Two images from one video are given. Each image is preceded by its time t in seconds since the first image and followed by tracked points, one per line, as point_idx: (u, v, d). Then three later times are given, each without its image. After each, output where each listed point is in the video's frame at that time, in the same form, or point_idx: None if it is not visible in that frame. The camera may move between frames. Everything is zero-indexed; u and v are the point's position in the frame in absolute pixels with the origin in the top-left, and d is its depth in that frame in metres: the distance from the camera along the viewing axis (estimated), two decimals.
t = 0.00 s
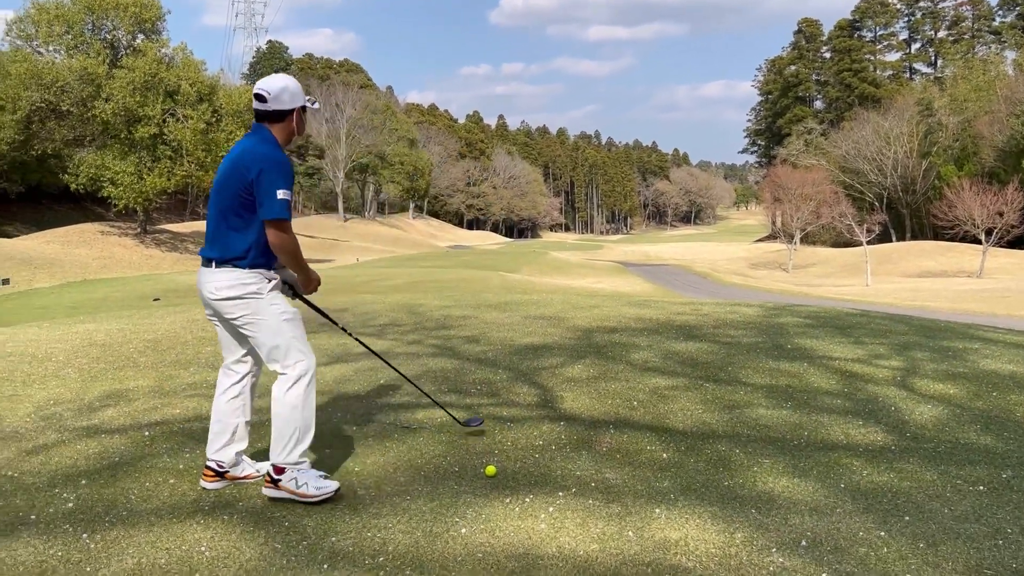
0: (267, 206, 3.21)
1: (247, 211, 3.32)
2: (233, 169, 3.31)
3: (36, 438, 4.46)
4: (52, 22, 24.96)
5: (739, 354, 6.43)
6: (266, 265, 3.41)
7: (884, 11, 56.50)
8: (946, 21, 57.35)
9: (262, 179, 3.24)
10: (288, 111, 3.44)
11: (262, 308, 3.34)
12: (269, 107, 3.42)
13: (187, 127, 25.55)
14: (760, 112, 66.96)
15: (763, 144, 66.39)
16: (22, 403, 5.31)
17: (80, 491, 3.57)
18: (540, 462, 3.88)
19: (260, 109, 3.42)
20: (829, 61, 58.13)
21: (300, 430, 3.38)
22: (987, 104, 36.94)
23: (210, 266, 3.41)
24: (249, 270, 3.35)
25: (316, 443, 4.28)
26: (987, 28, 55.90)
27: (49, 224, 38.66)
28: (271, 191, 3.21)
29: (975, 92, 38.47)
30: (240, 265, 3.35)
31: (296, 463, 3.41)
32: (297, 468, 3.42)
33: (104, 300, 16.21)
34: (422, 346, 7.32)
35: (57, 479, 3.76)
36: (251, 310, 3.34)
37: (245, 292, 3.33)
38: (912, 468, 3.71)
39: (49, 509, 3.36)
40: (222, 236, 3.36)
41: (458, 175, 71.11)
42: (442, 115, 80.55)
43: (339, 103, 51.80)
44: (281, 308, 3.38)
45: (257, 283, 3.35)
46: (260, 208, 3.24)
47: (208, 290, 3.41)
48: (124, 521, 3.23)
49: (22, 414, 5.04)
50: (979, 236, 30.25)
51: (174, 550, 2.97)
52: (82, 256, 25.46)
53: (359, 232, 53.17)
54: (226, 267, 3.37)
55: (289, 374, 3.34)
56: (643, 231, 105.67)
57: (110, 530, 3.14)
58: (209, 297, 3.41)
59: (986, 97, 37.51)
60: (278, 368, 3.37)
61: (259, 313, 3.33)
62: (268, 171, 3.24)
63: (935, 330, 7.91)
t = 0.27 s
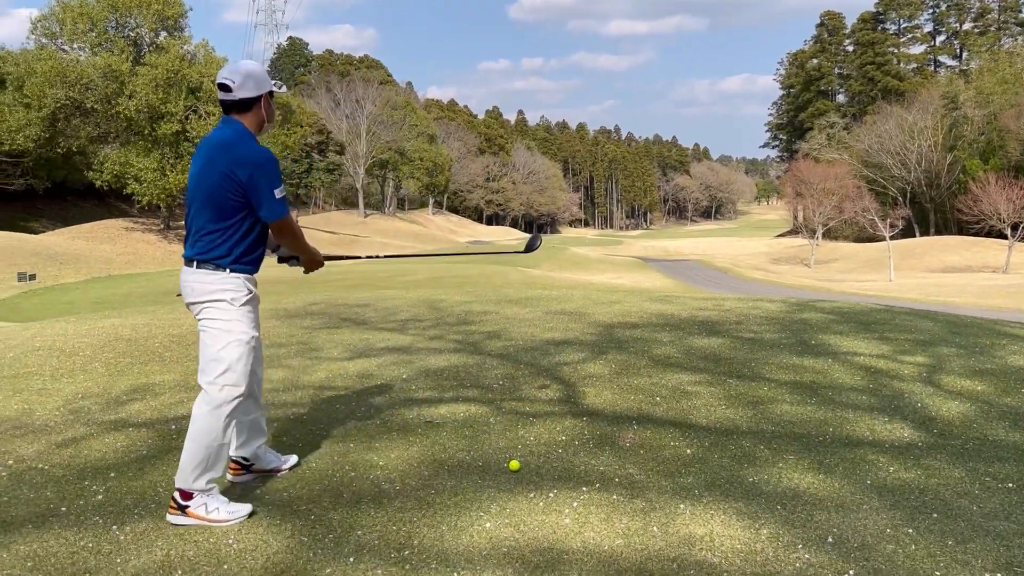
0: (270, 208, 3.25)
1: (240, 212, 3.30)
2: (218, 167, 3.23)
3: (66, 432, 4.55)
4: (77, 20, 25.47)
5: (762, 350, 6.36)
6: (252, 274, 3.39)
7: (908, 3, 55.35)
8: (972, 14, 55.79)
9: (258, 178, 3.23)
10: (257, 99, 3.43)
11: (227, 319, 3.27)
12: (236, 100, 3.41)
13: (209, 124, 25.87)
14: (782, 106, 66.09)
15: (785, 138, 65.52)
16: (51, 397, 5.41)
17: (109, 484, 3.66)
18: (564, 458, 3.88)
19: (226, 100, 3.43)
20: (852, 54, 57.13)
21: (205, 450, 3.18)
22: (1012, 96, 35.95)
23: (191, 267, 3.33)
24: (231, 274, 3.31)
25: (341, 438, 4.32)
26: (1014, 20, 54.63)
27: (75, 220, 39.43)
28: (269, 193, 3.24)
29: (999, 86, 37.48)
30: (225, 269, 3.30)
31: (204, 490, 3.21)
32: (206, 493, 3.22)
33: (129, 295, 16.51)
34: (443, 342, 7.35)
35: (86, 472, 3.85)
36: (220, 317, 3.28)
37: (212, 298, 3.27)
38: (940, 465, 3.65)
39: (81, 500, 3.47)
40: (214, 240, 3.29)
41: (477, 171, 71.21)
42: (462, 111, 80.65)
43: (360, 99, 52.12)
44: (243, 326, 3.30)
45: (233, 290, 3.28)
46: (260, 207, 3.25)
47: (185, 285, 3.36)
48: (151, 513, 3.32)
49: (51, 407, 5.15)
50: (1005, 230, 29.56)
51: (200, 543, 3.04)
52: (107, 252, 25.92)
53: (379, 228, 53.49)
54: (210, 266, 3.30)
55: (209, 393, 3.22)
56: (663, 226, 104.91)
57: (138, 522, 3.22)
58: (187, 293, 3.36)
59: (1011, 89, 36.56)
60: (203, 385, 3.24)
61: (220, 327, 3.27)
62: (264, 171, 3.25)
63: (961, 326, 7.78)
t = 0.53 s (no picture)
0: (247, 200, 3.22)
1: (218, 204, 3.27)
2: (193, 161, 3.20)
3: (88, 426, 4.59)
4: (98, 18, 25.95)
5: (781, 347, 6.30)
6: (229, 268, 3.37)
7: None
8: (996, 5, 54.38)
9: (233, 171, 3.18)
10: (231, 89, 3.34)
11: (200, 317, 3.25)
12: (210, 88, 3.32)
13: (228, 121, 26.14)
14: (801, 100, 65.22)
15: (805, 133, 64.66)
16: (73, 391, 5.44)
17: (130, 478, 3.71)
18: (582, 455, 3.88)
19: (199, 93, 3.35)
20: (873, 47, 56.18)
21: (211, 448, 3.23)
22: None
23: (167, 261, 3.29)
24: (206, 269, 3.28)
25: (359, 433, 4.34)
26: None
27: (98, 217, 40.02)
28: (243, 186, 3.20)
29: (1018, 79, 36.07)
30: (199, 263, 3.26)
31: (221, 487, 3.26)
32: (223, 492, 3.26)
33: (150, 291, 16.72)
34: (460, 338, 7.34)
35: (109, 466, 3.90)
36: (193, 313, 3.26)
37: (187, 295, 3.25)
38: (962, 463, 3.58)
39: (104, 494, 3.51)
40: (190, 234, 3.25)
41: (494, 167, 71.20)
42: (479, 107, 80.62)
43: (377, 95, 52.32)
44: (220, 323, 3.29)
45: (208, 287, 3.25)
46: (237, 200, 3.23)
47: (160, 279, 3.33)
48: (172, 509, 3.36)
49: (74, 401, 5.15)
50: None
51: (221, 538, 3.07)
52: (128, 249, 26.28)
53: (395, 224, 53.69)
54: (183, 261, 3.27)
55: (193, 396, 3.22)
56: (681, 222, 104.10)
57: (160, 516, 3.28)
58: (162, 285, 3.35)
59: None
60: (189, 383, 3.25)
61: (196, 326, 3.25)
62: (239, 162, 3.20)
63: (985, 323, 7.62)
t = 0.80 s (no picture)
0: (220, 203, 3.14)
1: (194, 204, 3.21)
2: (174, 159, 3.15)
3: (105, 422, 4.59)
4: (115, 19, 26.37)
5: (795, 345, 6.24)
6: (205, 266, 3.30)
7: None
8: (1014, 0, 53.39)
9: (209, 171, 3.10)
10: (222, 92, 3.27)
11: (178, 312, 3.17)
12: (204, 91, 3.27)
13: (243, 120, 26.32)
14: (816, 97, 64.57)
15: (820, 131, 64.01)
16: (90, 388, 5.45)
17: (147, 474, 3.72)
18: (594, 451, 3.87)
19: (194, 92, 3.30)
20: (889, 44, 55.55)
21: (202, 440, 3.18)
22: None
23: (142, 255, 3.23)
24: (180, 263, 3.20)
25: (374, 430, 4.35)
26: None
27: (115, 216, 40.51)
28: (220, 188, 3.12)
29: None
30: (173, 258, 3.19)
31: (229, 481, 3.24)
32: (229, 485, 3.24)
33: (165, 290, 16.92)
34: (473, 336, 7.35)
35: (125, 461, 3.90)
36: (170, 308, 3.18)
37: (163, 291, 3.16)
38: (976, 461, 3.53)
39: (121, 490, 3.52)
40: (163, 229, 3.20)
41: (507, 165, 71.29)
42: (492, 105, 80.62)
43: (390, 94, 52.53)
44: (199, 315, 3.22)
45: (181, 281, 3.17)
46: (213, 202, 3.15)
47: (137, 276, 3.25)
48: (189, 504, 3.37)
49: (91, 398, 5.15)
50: None
51: (236, 533, 3.09)
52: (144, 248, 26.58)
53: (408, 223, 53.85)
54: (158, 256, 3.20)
55: (187, 390, 3.16)
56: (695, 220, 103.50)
57: (176, 512, 3.29)
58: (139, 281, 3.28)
59: None
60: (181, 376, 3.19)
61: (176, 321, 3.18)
62: (218, 163, 3.12)
63: (1002, 321, 7.51)
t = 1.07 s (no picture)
0: (220, 212, 3.17)
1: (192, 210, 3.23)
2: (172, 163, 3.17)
3: (121, 418, 4.63)
4: (126, 21, 26.65)
5: (805, 344, 6.23)
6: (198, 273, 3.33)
7: None
8: None
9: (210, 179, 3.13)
10: (227, 100, 3.31)
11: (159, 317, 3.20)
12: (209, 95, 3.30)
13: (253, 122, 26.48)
14: (826, 97, 64.25)
15: (829, 131, 63.68)
16: (106, 385, 5.51)
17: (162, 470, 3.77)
18: (606, 448, 3.90)
19: (202, 96, 3.33)
20: (899, 43, 55.23)
21: (167, 449, 3.16)
22: None
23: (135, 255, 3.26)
24: (169, 267, 3.23)
25: (387, 426, 4.39)
26: None
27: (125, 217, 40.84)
28: (223, 199, 3.15)
29: None
30: (162, 262, 3.22)
31: (179, 495, 3.16)
32: (180, 499, 3.16)
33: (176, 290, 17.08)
34: (483, 335, 7.39)
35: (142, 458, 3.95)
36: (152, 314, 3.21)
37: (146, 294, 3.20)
38: (987, 458, 3.52)
39: (137, 485, 3.57)
40: (158, 232, 3.22)
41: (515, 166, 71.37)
42: (500, 106, 80.70)
43: (398, 96, 52.71)
44: (180, 322, 3.24)
45: (167, 287, 3.20)
46: (213, 211, 3.19)
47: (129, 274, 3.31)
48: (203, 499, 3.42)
49: (107, 395, 5.21)
50: None
51: (252, 527, 3.14)
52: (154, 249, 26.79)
53: (416, 224, 53.98)
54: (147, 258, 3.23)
55: (158, 397, 3.18)
56: (704, 221, 103.13)
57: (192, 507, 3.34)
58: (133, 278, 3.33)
59: None
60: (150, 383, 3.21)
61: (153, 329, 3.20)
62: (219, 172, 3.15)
63: (1013, 320, 7.47)
